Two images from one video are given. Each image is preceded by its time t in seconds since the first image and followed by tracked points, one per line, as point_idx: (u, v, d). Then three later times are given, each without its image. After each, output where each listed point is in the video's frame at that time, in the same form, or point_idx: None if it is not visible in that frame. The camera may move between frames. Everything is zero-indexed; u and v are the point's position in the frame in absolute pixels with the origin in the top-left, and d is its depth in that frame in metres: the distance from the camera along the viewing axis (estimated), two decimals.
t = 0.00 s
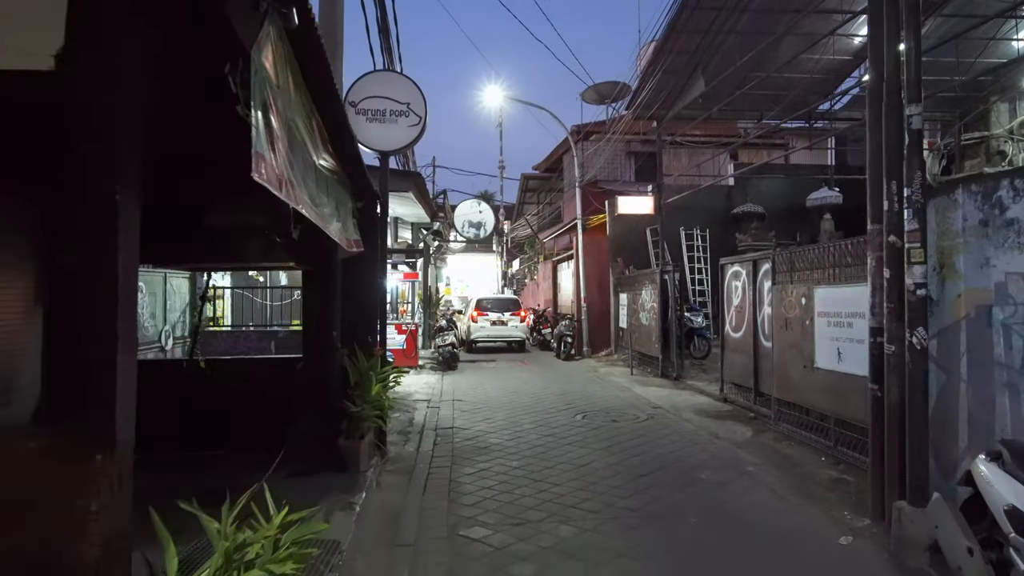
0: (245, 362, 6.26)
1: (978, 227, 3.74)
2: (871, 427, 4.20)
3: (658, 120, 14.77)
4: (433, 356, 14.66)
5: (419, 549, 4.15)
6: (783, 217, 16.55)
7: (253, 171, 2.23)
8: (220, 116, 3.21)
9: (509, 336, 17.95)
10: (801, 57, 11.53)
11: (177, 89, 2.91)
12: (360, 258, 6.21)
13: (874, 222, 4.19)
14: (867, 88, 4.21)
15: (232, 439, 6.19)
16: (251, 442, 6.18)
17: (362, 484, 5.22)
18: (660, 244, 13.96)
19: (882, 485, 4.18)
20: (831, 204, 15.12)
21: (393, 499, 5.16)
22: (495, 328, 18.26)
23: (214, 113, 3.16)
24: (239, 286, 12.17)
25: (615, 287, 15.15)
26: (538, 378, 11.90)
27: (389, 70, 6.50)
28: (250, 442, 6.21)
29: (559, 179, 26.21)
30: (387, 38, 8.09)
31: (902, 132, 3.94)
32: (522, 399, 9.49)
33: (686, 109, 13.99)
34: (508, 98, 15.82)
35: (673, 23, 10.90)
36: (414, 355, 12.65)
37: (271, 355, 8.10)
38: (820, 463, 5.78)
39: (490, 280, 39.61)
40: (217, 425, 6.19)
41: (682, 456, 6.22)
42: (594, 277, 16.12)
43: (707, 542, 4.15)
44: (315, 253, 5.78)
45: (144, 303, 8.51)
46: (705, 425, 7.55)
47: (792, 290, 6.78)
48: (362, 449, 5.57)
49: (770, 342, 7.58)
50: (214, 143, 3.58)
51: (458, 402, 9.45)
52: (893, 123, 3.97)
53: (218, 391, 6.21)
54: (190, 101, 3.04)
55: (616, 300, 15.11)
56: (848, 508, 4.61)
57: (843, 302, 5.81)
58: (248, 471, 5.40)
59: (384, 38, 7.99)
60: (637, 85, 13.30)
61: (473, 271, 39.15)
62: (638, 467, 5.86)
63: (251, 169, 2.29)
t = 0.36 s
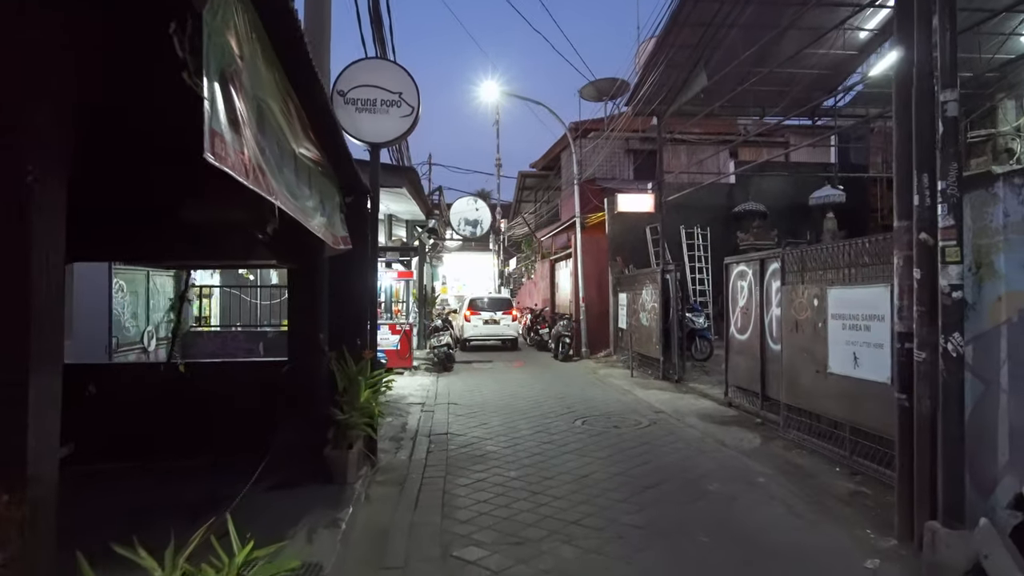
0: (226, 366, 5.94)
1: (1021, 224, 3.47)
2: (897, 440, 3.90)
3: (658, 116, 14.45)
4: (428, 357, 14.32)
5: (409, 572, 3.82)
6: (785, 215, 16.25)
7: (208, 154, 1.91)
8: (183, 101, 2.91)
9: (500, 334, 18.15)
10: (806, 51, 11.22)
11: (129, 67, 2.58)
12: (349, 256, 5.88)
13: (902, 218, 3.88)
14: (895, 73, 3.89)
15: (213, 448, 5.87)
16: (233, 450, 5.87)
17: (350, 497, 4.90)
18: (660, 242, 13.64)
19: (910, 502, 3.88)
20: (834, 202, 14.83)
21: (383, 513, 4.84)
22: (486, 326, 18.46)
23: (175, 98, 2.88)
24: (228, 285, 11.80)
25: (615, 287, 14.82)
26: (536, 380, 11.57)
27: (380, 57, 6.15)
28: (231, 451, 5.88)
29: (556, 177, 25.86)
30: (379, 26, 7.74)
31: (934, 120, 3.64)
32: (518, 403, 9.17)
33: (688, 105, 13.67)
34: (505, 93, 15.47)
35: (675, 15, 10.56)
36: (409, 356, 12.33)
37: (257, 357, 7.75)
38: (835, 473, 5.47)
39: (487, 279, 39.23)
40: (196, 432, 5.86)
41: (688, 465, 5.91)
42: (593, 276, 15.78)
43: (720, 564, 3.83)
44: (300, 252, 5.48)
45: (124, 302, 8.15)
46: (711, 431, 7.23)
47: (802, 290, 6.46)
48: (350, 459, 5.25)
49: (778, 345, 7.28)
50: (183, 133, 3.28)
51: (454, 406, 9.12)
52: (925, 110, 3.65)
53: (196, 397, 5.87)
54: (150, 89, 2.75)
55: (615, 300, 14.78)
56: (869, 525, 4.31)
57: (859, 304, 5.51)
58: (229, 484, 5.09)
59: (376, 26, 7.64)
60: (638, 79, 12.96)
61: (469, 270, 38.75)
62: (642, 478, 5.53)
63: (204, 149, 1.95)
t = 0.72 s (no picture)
0: (210, 370, 5.64)
1: None
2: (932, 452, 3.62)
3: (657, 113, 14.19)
4: (423, 359, 14.01)
5: None
6: (785, 215, 16.03)
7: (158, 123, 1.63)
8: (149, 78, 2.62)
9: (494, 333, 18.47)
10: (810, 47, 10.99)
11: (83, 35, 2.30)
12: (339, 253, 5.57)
13: (936, 213, 3.61)
14: (929, 56, 3.62)
15: (196, 458, 5.55)
16: (217, 459, 5.56)
17: (341, 513, 4.59)
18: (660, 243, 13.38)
19: (946, 519, 3.60)
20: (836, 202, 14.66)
21: (376, 530, 4.53)
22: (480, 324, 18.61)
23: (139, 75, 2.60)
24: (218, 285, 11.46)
25: (613, 288, 14.55)
26: (534, 383, 11.28)
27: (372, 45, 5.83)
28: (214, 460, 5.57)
29: (552, 177, 25.59)
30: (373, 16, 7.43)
31: (974, 106, 3.37)
32: (517, 408, 8.86)
33: (688, 103, 13.44)
34: (501, 91, 15.19)
35: (677, 9, 10.30)
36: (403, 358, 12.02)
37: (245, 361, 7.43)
38: (854, 484, 5.20)
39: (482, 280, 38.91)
40: (178, 441, 5.55)
41: (698, 475, 5.61)
42: (592, 277, 15.51)
43: None
44: (287, 250, 5.18)
45: (106, 303, 7.80)
46: (718, 437, 6.95)
47: (815, 291, 6.19)
48: (341, 471, 4.94)
49: (788, 348, 7.00)
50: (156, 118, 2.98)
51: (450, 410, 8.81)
52: (962, 96, 3.39)
53: (177, 403, 5.57)
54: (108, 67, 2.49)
55: (614, 302, 14.51)
56: (898, 543, 4.02)
57: (878, 306, 5.22)
58: (210, 496, 4.81)
59: (369, 16, 7.33)
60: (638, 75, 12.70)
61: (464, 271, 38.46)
62: (651, 489, 5.23)
63: (152, 121, 1.66)
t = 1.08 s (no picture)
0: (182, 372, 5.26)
1: None
2: (962, 460, 3.32)
3: (653, 107, 13.91)
4: (414, 360, 13.66)
5: None
6: (782, 211, 15.78)
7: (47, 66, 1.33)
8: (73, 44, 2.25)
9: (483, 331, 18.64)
10: (809, 38, 10.77)
11: None
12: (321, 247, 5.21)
13: (965, 200, 3.33)
14: (959, 30, 3.33)
15: (163, 467, 5.19)
16: (190, 467, 5.20)
17: (319, 528, 4.25)
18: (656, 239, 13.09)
19: (976, 533, 3.30)
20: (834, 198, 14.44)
21: (356, 545, 4.19)
22: (468, 323, 18.83)
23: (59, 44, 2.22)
24: (201, 283, 11.05)
25: (608, 286, 14.24)
26: (527, 384, 10.97)
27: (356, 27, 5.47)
28: (185, 470, 5.21)
29: (545, 175, 25.28)
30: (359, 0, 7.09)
31: (1012, 83, 3.09)
32: (509, 410, 8.53)
33: (684, 96, 13.17)
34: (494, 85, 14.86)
35: None
36: (392, 359, 11.68)
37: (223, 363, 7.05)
38: (867, 490, 4.90)
39: (474, 280, 38.55)
40: (148, 447, 5.19)
41: (701, 482, 5.30)
42: (586, 275, 15.21)
43: None
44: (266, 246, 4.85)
45: (78, 302, 7.42)
46: (720, 440, 6.64)
47: (823, 287, 5.90)
48: (320, 481, 4.59)
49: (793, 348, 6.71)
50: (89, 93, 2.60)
51: (440, 413, 8.48)
52: (998, 71, 3.11)
53: (146, 408, 5.18)
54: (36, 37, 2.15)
55: (608, 300, 14.20)
56: (922, 557, 3.72)
57: (893, 302, 4.92)
58: (180, 509, 4.46)
59: None
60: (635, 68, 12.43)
61: (455, 270, 38.13)
62: (652, 498, 4.91)
63: (48, 69, 1.39)
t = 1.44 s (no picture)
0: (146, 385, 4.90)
1: None
2: (999, 483, 3.02)
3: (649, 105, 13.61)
4: (404, 363, 13.31)
5: None
6: (780, 212, 15.53)
7: None
8: None
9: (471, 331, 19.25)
10: (809, 33, 10.52)
11: None
12: (300, 247, 4.88)
13: (1002, 196, 3.04)
14: (994, 11, 3.05)
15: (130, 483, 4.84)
16: (155, 489, 4.80)
17: (293, 553, 3.90)
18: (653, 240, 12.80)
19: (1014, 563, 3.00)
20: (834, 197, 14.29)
21: (334, 572, 3.84)
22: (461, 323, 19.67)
23: None
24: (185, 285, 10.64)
25: (603, 287, 13.94)
26: (521, 388, 10.65)
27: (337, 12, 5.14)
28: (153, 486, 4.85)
29: (538, 174, 24.99)
30: None
31: None
32: (502, 417, 8.18)
33: (681, 94, 12.89)
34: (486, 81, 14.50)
35: None
36: (382, 363, 11.33)
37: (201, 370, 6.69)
38: (883, 508, 4.59)
39: (468, 280, 38.21)
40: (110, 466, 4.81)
41: (705, 499, 4.98)
42: (581, 276, 14.87)
43: None
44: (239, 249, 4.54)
45: (47, 305, 7.03)
46: (722, 451, 6.32)
47: (832, 290, 5.60)
48: (297, 501, 4.24)
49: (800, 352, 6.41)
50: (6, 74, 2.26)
51: (430, 420, 8.14)
52: None
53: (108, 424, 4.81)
54: None
55: (604, 302, 13.90)
56: None
57: (910, 307, 4.62)
58: (145, 531, 4.11)
59: None
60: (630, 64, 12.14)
61: (448, 271, 37.79)
62: (655, 517, 4.59)
63: None
